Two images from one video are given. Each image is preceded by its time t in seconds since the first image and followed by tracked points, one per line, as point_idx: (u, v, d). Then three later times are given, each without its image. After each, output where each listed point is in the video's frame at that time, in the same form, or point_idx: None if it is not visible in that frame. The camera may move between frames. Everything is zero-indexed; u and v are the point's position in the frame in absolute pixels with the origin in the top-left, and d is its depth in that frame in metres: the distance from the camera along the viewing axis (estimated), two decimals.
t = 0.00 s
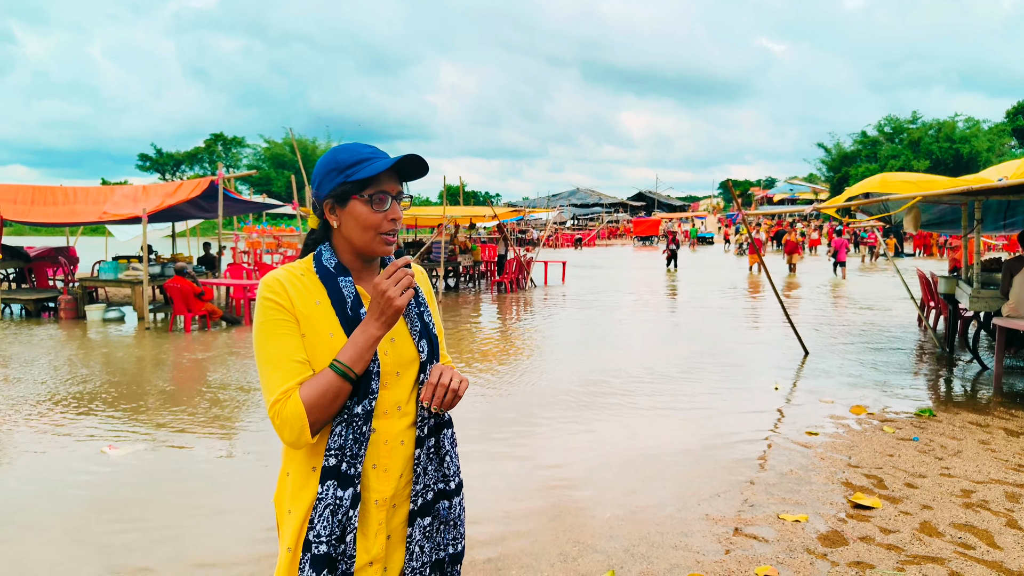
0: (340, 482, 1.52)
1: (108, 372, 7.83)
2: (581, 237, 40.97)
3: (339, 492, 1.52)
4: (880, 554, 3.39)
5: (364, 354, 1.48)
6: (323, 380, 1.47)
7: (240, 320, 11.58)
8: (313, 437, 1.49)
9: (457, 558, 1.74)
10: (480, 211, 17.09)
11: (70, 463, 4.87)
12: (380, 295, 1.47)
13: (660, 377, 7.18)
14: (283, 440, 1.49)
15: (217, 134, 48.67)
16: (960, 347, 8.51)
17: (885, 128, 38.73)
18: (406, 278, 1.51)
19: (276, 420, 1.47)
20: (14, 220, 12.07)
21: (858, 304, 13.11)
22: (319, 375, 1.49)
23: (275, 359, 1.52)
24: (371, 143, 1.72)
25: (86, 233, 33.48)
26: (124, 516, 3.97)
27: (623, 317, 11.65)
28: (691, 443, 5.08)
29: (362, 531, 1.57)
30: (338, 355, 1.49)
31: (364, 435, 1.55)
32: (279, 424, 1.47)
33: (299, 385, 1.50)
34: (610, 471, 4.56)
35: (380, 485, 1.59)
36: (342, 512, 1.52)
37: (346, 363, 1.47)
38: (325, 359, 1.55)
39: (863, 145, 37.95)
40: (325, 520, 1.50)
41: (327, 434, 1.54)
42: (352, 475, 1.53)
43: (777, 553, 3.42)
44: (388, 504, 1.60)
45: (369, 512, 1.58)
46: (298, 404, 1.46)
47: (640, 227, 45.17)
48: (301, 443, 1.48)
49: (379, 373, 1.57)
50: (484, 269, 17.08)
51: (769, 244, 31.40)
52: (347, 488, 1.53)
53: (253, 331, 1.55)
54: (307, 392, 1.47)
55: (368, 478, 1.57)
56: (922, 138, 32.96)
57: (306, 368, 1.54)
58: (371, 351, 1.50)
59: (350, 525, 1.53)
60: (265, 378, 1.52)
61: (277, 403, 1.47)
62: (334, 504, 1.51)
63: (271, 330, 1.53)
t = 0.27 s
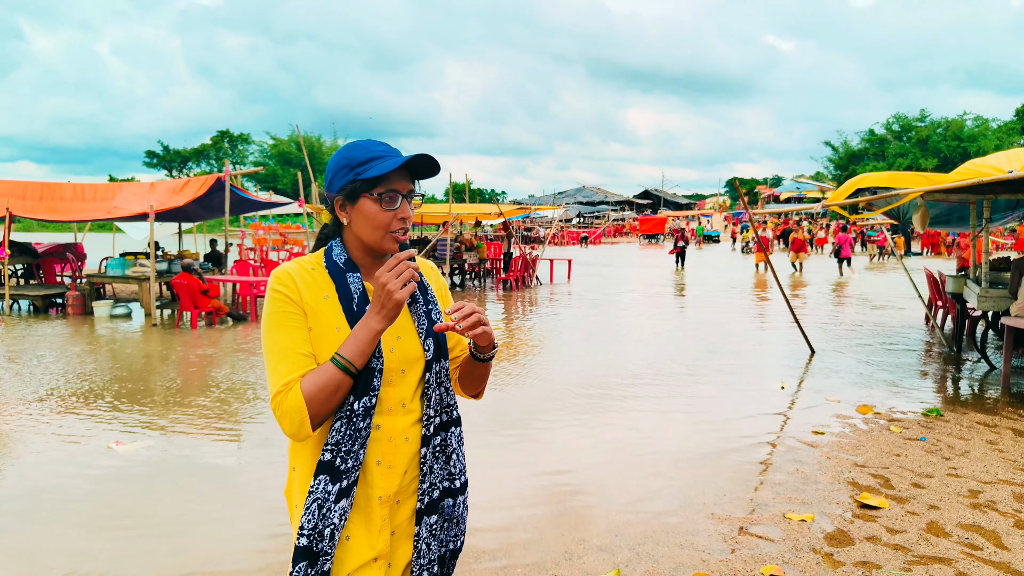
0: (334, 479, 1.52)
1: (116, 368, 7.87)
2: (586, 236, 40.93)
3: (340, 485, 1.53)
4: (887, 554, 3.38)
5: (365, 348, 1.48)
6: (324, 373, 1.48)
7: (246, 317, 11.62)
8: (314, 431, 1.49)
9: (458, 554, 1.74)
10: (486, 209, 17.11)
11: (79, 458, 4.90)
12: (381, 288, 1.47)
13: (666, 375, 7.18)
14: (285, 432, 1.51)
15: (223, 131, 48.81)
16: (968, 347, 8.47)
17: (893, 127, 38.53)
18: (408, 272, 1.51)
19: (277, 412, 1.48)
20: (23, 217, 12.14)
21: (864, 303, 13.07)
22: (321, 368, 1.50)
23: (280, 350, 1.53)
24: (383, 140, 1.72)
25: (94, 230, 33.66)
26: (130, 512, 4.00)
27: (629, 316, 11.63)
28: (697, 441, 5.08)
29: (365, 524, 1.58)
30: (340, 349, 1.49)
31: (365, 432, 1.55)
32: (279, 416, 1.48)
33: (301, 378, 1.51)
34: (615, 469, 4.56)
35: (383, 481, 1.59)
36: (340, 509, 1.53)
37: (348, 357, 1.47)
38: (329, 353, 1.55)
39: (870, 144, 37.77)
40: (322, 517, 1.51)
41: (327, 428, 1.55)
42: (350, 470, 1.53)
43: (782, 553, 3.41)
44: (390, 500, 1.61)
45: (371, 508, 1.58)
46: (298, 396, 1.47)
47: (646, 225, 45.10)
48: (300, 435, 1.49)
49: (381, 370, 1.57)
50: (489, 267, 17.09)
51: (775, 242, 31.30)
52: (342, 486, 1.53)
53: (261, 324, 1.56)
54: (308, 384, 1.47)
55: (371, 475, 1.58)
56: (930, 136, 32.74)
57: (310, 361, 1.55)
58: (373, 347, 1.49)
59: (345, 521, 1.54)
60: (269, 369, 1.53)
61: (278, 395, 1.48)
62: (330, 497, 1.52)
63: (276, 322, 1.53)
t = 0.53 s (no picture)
0: (318, 480, 1.51)
1: (115, 372, 7.86)
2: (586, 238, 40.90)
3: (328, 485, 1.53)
4: (887, 556, 3.37)
5: (360, 355, 1.48)
6: (318, 377, 1.48)
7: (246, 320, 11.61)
8: (306, 434, 1.50)
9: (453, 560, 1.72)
10: (486, 212, 17.12)
11: (77, 462, 4.89)
12: (376, 294, 1.46)
13: (665, 377, 7.17)
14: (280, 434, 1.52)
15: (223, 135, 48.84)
16: (968, 348, 8.47)
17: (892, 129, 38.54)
18: (405, 279, 1.50)
19: (273, 413, 1.49)
20: (23, 221, 12.14)
21: (864, 305, 13.07)
22: (316, 371, 1.50)
23: (278, 352, 1.53)
24: (390, 148, 1.70)
25: (94, 233, 33.67)
26: (129, 515, 3.99)
27: (629, 318, 11.62)
28: (696, 444, 5.07)
29: (362, 526, 1.58)
30: (336, 353, 1.49)
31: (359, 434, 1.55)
32: (274, 418, 1.49)
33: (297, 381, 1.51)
34: (614, 472, 4.56)
35: (378, 486, 1.58)
36: (321, 509, 1.53)
37: (342, 362, 1.47)
38: (327, 356, 1.56)
39: (869, 146, 37.79)
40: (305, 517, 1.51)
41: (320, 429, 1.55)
42: (338, 471, 1.53)
43: (783, 555, 3.41)
44: (386, 504, 1.60)
45: (367, 512, 1.58)
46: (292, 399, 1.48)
47: (646, 227, 45.11)
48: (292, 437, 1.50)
49: (377, 376, 1.56)
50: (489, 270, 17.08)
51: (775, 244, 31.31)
52: (319, 487, 1.52)
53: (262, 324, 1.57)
54: (302, 387, 1.48)
55: (366, 479, 1.58)
56: (929, 138, 32.76)
57: (308, 364, 1.56)
58: (368, 352, 1.49)
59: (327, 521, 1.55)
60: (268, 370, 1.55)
61: (273, 398, 1.50)
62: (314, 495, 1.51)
63: (275, 323, 1.54)
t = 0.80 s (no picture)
0: (309, 479, 1.52)
1: (116, 373, 7.87)
2: (587, 239, 40.91)
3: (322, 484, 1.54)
4: (890, 556, 3.37)
5: (356, 360, 1.47)
6: (316, 381, 1.48)
7: (247, 321, 11.62)
8: (303, 436, 1.51)
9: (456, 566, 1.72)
10: (487, 212, 17.13)
11: (80, 463, 4.90)
12: (372, 302, 1.45)
13: (666, 378, 7.18)
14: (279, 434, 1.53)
15: (224, 136, 48.88)
16: (970, 347, 8.46)
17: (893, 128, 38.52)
18: (403, 286, 1.48)
19: (270, 414, 1.51)
20: (26, 223, 12.16)
21: (865, 304, 13.07)
22: (314, 374, 1.50)
23: (278, 353, 1.55)
24: (392, 147, 1.68)
25: (95, 235, 33.74)
26: (131, 516, 3.99)
27: (631, 318, 11.63)
28: (697, 444, 5.07)
29: (360, 529, 1.58)
30: (333, 358, 1.49)
31: (356, 437, 1.55)
32: (272, 419, 1.51)
33: (294, 383, 1.52)
34: (616, 472, 4.56)
35: (377, 491, 1.58)
36: (309, 507, 1.53)
37: (338, 368, 1.47)
38: (327, 358, 1.56)
39: (870, 145, 37.77)
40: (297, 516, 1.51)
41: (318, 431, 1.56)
42: (331, 471, 1.54)
43: (785, 555, 3.40)
44: (384, 509, 1.60)
45: (365, 516, 1.57)
46: (288, 401, 1.49)
47: (647, 227, 45.09)
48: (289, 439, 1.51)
49: (376, 381, 1.56)
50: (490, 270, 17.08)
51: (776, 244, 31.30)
52: (306, 486, 1.52)
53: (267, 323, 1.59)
54: (299, 391, 1.49)
55: (365, 483, 1.57)
56: (930, 137, 32.75)
57: (308, 365, 1.56)
58: (365, 357, 1.48)
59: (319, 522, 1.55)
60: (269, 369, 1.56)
61: (272, 399, 1.51)
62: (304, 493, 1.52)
63: (279, 324, 1.55)
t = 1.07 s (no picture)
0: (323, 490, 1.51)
1: (119, 371, 7.89)
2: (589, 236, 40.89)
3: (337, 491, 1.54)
4: (892, 554, 3.37)
5: (359, 364, 1.47)
6: (319, 384, 1.49)
7: (250, 319, 11.64)
8: (308, 440, 1.51)
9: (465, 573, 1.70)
10: (488, 210, 17.13)
11: (83, 461, 4.91)
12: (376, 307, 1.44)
13: (668, 375, 7.18)
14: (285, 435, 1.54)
15: (225, 134, 48.87)
16: (973, 345, 8.45)
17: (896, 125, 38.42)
18: (405, 290, 1.47)
19: (276, 416, 1.52)
20: (28, 221, 12.18)
21: (868, 302, 13.07)
22: (319, 377, 1.51)
23: (283, 352, 1.55)
24: (394, 140, 1.68)
25: (97, 233, 33.78)
26: (134, 515, 4.00)
27: (632, 316, 11.63)
28: (699, 442, 5.07)
29: (365, 533, 1.58)
30: (337, 361, 1.49)
31: (364, 441, 1.55)
32: (277, 421, 1.52)
33: (299, 385, 1.53)
34: (618, 470, 4.56)
35: (381, 495, 1.58)
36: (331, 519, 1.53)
37: (342, 371, 1.47)
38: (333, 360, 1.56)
39: (873, 142, 37.68)
40: (307, 524, 1.50)
41: (325, 435, 1.56)
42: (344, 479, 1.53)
43: (788, 553, 3.41)
44: (388, 513, 1.60)
45: (370, 520, 1.58)
46: (292, 404, 1.50)
47: (648, 225, 45.06)
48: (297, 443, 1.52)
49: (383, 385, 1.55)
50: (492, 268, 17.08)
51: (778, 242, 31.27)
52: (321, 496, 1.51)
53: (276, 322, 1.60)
54: (303, 394, 1.50)
55: (371, 487, 1.58)
56: (932, 134, 32.69)
57: (315, 367, 1.57)
58: (369, 360, 1.48)
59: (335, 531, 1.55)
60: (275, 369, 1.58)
61: (276, 400, 1.52)
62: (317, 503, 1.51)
63: (286, 324, 1.56)
